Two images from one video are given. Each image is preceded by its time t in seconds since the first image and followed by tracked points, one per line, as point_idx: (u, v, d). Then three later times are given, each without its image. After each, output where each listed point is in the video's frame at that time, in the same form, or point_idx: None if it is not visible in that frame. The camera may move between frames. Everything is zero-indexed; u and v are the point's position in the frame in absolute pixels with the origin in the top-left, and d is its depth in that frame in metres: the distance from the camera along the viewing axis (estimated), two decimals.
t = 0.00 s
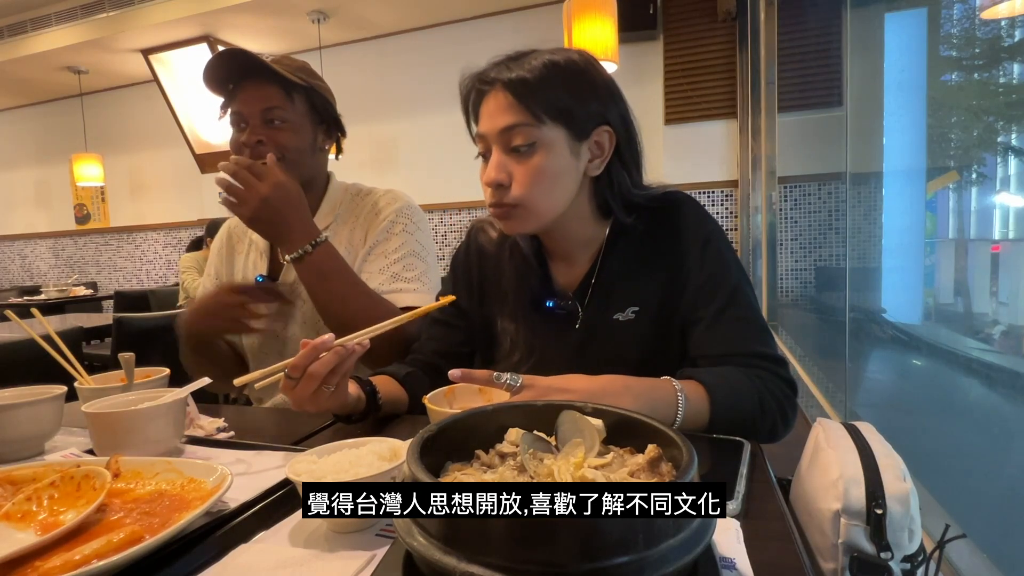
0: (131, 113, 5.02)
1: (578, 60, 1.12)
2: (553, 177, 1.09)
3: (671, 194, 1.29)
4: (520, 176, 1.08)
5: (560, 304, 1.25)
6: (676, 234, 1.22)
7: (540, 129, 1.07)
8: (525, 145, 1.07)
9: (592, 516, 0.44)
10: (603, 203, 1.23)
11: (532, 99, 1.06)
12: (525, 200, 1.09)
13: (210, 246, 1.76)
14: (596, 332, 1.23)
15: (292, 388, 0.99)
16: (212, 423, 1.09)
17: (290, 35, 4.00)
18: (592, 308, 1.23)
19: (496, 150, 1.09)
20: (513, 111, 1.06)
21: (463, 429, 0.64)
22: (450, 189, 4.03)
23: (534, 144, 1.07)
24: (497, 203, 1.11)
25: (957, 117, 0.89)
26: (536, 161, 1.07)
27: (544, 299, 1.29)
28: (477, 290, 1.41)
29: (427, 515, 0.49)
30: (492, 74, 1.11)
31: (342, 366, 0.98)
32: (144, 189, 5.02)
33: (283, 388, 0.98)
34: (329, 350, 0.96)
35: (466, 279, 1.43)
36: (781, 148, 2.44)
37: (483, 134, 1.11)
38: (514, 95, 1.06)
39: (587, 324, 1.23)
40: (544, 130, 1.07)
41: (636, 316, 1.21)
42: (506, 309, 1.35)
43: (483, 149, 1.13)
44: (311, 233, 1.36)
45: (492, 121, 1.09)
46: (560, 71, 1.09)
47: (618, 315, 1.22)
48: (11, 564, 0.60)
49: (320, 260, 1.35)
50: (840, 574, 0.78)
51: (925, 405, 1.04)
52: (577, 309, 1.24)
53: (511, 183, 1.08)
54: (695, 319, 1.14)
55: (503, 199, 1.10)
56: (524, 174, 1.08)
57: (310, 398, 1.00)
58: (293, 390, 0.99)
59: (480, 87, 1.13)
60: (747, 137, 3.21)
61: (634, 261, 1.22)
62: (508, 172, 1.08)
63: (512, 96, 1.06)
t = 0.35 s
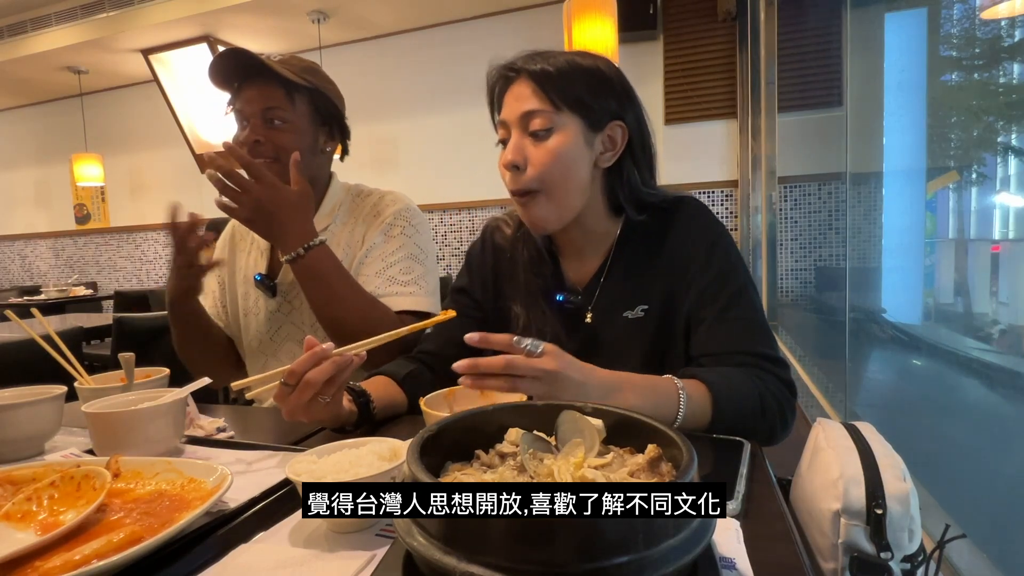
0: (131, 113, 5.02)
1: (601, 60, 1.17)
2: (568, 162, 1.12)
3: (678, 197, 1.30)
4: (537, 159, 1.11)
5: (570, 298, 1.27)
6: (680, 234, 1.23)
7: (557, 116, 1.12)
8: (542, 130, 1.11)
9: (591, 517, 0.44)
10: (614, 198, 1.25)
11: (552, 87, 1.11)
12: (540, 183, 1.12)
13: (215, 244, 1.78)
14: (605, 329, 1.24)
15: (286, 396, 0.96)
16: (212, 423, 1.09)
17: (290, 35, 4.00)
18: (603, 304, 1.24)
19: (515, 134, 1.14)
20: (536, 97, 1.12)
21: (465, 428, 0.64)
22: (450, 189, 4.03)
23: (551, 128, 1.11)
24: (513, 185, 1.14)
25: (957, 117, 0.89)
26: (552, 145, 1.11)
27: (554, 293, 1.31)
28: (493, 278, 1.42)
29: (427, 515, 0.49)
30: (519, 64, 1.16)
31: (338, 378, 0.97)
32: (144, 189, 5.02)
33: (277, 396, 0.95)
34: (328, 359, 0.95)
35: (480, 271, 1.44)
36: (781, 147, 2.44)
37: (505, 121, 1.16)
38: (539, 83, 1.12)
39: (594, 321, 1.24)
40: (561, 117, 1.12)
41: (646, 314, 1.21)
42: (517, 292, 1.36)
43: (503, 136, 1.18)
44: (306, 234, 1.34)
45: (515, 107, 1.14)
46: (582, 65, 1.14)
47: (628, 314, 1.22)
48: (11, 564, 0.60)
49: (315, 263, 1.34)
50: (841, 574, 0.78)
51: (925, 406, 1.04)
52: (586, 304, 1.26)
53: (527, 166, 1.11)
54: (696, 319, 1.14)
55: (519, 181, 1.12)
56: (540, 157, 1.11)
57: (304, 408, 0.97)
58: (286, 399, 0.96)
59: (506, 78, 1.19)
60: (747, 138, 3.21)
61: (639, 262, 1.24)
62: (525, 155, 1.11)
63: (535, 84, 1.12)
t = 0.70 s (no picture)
0: (131, 113, 5.02)
1: (612, 61, 1.20)
2: (577, 155, 1.13)
3: (683, 198, 1.30)
4: (546, 150, 1.12)
5: (576, 295, 1.26)
6: (683, 234, 1.23)
7: (567, 110, 1.14)
8: (552, 123, 1.13)
9: (592, 516, 0.44)
10: (620, 196, 1.26)
11: (564, 83, 1.14)
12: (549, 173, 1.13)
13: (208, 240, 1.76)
14: (613, 327, 1.25)
15: (278, 401, 0.94)
16: (212, 423, 1.09)
17: (290, 35, 4.00)
18: (609, 301, 1.24)
19: (526, 128, 1.15)
20: (547, 91, 1.14)
21: (466, 427, 0.64)
22: (450, 189, 4.03)
23: (560, 122, 1.13)
24: (521, 176, 1.15)
25: (957, 117, 0.89)
26: (562, 138, 1.12)
27: (562, 289, 1.29)
28: (500, 272, 1.42)
29: (427, 515, 0.49)
30: (531, 60, 1.18)
31: (331, 387, 0.95)
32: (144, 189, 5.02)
33: (268, 400, 0.94)
34: (322, 366, 0.94)
35: (488, 267, 1.44)
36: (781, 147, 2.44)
37: (517, 116, 1.18)
38: (551, 79, 1.14)
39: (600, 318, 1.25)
40: (571, 112, 1.14)
41: (651, 311, 1.22)
42: (525, 286, 1.36)
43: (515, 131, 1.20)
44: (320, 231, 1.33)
45: (526, 102, 1.16)
46: (593, 65, 1.17)
47: (634, 310, 1.23)
48: (12, 565, 0.60)
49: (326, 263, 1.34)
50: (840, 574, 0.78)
51: (925, 405, 1.04)
52: (593, 301, 1.25)
53: (536, 156, 1.13)
54: (697, 317, 1.14)
55: (527, 171, 1.13)
56: (549, 149, 1.12)
57: (294, 415, 0.95)
58: (278, 405, 0.95)
59: (518, 76, 1.21)
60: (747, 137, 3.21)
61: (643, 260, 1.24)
62: (535, 147, 1.13)
63: (546, 80, 1.15)
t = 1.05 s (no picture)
0: (131, 113, 5.02)
1: (612, 61, 1.20)
2: (580, 157, 1.14)
3: (684, 199, 1.30)
4: (549, 154, 1.12)
5: (577, 295, 1.26)
6: (684, 235, 1.23)
7: (570, 112, 1.14)
8: (555, 126, 1.13)
9: (591, 517, 0.43)
10: (619, 197, 1.27)
11: (565, 84, 1.14)
12: (552, 177, 1.13)
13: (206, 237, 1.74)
14: (614, 326, 1.24)
15: (280, 404, 0.93)
16: (212, 423, 1.09)
17: (290, 35, 3.99)
18: (610, 302, 1.25)
19: (528, 131, 1.15)
20: (548, 95, 1.14)
21: (465, 428, 0.64)
22: (450, 189, 4.03)
23: (563, 125, 1.13)
24: (524, 180, 1.14)
25: (957, 117, 0.89)
26: (564, 141, 1.12)
27: (563, 289, 1.29)
28: (500, 271, 1.42)
29: (427, 515, 0.49)
30: (531, 62, 1.18)
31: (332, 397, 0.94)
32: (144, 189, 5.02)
33: (271, 403, 0.93)
34: (326, 373, 0.94)
35: (488, 265, 1.44)
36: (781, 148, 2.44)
37: (518, 118, 1.17)
38: (553, 83, 1.15)
39: (600, 318, 1.25)
40: (574, 114, 1.14)
41: (651, 312, 1.21)
42: (526, 287, 1.36)
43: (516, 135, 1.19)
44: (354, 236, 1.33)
45: (528, 104, 1.16)
46: (595, 65, 1.17)
47: (634, 310, 1.23)
48: (12, 564, 0.60)
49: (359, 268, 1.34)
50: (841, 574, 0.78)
51: (926, 405, 1.04)
52: (594, 301, 1.25)
53: (539, 160, 1.13)
54: (697, 318, 1.14)
55: (531, 176, 1.13)
56: (552, 151, 1.12)
57: (295, 422, 0.94)
58: (279, 409, 0.93)
59: (518, 76, 1.21)
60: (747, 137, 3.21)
61: (644, 260, 1.24)
62: (537, 150, 1.12)
63: (548, 82, 1.15)
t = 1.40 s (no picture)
0: (131, 113, 5.02)
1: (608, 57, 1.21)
2: (589, 158, 1.14)
3: (685, 200, 1.30)
4: (560, 157, 1.13)
5: (577, 297, 1.26)
6: (684, 236, 1.23)
7: (576, 114, 1.14)
8: (563, 128, 1.13)
9: (591, 516, 0.44)
10: (620, 197, 1.27)
11: (569, 85, 1.14)
12: (564, 180, 1.13)
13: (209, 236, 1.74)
14: (614, 326, 1.24)
15: (281, 407, 0.94)
16: (213, 423, 1.10)
17: (289, 35, 3.99)
18: (610, 303, 1.24)
19: (535, 133, 1.15)
20: (554, 98, 1.14)
21: (466, 428, 0.64)
22: (451, 189, 4.03)
23: (571, 128, 1.13)
24: (534, 183, 1.15)
25: (957, 117, 0.89)
26: (574, 143, 1.13)
27: (564, 290, 1.29)
28: (500, 271, 1.42)
29: (427, 515, 0.49)
30: (535, 63, 1.18)
31: (332, 398, 0.94)
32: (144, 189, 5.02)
33: (271, 405, 0.93)
34: (326, 375, 0.94)
35: (488, 265, 1.44)
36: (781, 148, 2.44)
37: (522, 121, 1.17)
38: (558, 85, 1.14)
39: (600, 318, 1.24)
40: (581, 116, 1.14)
41: (651, 312, 1.22)
42: (527, 288, 1.36)
43: (519, 138, 1.19)
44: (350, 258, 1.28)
45: (532, 107, 1.15)
46: (594, 66, 1.17)
47: (634, 311, 1.23)
48: (11, 564, 0.60)
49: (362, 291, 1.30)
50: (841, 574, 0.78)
51: (926, 405, 1.04)
52: (596, 302, 1.25)
53: (550, 163, 1.13)
54: (697, 318, 1.14)
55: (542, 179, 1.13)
56: (562, 154, 1.13)
57: (295, 424, 0.94)
58: (280, 411, 0.94)
59: (519, 78, 1.21)
60: (747, 137, 3.21)
61: (644, 260, 1.24)
62: (547, 154, 1.13)
63: (552, 84, 1.15)
